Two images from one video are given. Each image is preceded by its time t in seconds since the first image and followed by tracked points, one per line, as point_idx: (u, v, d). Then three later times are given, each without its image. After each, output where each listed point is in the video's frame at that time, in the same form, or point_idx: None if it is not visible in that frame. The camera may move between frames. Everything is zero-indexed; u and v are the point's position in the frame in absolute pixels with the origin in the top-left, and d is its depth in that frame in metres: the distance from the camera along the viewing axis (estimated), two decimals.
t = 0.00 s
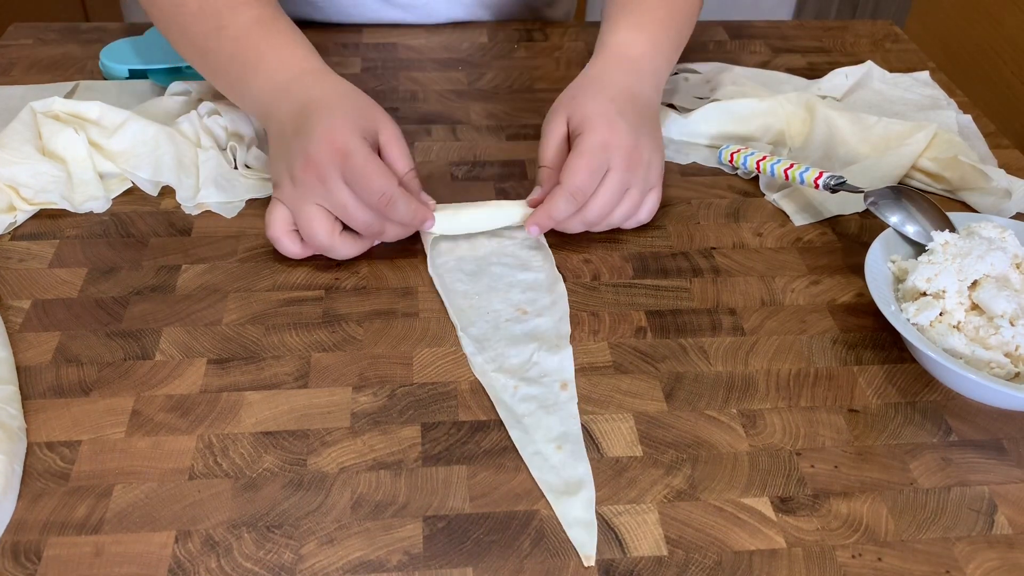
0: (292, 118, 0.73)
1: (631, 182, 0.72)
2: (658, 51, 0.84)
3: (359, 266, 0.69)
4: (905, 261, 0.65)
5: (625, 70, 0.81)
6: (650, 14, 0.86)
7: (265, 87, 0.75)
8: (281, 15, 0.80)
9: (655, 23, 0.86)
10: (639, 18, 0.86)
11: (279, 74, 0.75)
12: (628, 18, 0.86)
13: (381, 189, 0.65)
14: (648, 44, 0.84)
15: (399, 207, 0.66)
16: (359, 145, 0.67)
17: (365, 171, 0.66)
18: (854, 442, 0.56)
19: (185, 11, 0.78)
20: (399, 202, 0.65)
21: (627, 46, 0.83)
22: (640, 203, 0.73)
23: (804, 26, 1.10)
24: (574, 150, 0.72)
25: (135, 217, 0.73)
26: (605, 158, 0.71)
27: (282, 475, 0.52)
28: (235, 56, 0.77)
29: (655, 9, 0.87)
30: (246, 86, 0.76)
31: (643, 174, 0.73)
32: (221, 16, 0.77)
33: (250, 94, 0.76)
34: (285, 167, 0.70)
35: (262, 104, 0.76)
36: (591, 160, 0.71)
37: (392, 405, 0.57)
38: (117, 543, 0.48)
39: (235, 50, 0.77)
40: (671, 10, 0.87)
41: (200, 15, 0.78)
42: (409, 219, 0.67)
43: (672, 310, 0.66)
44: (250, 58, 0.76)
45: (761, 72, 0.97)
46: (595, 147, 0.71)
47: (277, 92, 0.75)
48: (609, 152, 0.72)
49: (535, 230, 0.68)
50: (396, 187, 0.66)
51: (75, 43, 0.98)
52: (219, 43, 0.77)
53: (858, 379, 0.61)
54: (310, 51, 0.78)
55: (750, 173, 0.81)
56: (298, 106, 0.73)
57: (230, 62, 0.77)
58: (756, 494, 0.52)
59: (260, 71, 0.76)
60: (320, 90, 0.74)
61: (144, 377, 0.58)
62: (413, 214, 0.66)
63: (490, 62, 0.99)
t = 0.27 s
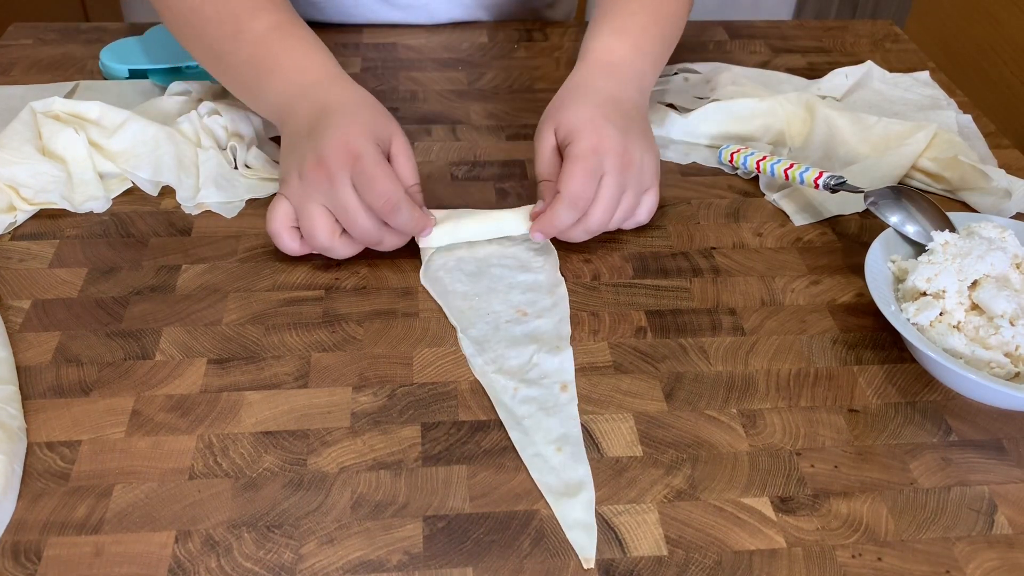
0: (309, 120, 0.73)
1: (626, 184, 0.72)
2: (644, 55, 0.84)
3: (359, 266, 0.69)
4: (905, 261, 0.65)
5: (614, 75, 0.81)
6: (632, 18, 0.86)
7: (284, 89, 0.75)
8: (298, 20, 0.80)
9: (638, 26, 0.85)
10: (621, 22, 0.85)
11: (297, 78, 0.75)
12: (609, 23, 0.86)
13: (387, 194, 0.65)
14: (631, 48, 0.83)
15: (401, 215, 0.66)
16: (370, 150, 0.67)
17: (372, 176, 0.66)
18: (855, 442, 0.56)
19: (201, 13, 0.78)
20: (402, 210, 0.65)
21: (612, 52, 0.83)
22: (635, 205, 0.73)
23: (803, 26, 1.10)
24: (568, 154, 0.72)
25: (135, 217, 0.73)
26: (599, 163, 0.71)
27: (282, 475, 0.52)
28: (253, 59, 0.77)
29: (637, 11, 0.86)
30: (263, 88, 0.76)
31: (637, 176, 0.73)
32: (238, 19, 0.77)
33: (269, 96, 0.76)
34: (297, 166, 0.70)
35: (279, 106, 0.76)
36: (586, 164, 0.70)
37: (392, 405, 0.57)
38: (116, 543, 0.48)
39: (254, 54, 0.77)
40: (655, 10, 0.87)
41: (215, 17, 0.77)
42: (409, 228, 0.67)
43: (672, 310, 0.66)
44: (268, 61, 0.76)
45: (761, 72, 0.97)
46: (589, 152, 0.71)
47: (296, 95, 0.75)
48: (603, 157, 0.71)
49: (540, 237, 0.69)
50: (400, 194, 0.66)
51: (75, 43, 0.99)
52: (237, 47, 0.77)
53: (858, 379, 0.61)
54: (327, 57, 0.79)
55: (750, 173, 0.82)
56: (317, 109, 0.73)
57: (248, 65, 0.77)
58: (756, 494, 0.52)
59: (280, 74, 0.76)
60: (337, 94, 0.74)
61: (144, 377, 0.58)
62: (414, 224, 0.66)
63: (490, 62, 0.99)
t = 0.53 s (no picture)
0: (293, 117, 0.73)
1: (625, 161, 0.72)
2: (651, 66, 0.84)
3: (359, 265, 0.69)
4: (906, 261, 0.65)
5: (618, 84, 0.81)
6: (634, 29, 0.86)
7: (269, 89, 0.75)
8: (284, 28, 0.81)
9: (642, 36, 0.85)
10: (624, 33, 0.85)
11: (282, 79, 0.76)
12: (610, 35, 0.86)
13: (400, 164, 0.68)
14: (634, 58, 0.83)
15: (413, 189, 0.68)
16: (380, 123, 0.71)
17: (386, 145, 0.68)
18: (854, 442, 0.56)
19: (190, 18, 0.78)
20: (415, 184, 0.68)
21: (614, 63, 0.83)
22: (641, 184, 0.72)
23: (803, 26, 1.10)
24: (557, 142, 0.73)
25: (135, 217, 0.73)
26: (591, 143, 0.71)
27: (282, 475, 0.52)
28: (239, 60, 0.77)
29: (638, 23, 0.86)
30: (248, 89, 0.76)
31: (636, 155, 0.73)
32: (226, 22, 0.78)
33: (258, 90, 0.76)
34: (286, 156, 0.70)
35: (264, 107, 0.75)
36: (574, 145, 0.71)
37: (392, 405, 0.57)
38: (116, 543, 0.48)
39: (241, 56, 0.77)
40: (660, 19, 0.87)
41: (204, 22, 0.78)
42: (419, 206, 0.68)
43: (672, 310, 0.66)
44: (253, 62, 0.76)
45: (762, 72, 0.97)
46: (577, 135, 0.72)
47: (281, 96, 0.75)
48: (592, 137, 0.72)
49: (534, 222, 0.72)
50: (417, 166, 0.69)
51: (75, 43, 0.99)
52: (224, 48, 0.77)
53: (858, 379, 0.61)
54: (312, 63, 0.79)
55: (750, 173, 0.82)
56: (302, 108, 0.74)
57: (233, 65, 0.77)
58: (756, 495, 0.52)
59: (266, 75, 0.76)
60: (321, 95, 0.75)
61: (144, 377, 0.58)
62: (424, 203, 0.68)
63: (490, 62, 0.99)
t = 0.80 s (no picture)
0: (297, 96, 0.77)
1: (592, 126, 0.76)
2: (646, 62, 0.86)
3: (360, 265, 0.69)
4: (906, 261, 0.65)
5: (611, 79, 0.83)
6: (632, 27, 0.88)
7: (275, 74, 0.78)
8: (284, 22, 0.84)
9: (637, 35, 0.87)
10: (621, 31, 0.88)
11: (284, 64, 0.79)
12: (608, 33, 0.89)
13: (432, 146, 0.74)
14: (628, 55, 0.86)
15: (445, 167, 0.73)
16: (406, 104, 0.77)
17: (416, 127, 0.75)
18: (854, 442, 0.56)
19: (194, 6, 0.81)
20: (444, 162, 0.73)
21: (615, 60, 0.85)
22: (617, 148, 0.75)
23: (803, 26, 1.10)
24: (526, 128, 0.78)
25: (135, 217, 0.73)
26: (556, 116, 0.77)
27: (281, 476, 0.52)
28: (242, 47, 0.79)
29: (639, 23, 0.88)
30: (252, 73, 0.78)
31: (616, 123, 0.77)
32: (230, 11, 0.81)
33: (253, 81, 0.78)
34: (310, 130, 0.74)
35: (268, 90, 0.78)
36: (542, 120, 0.76)
37: (392, 405, 0.57)
38: (116, 543, 0.48)
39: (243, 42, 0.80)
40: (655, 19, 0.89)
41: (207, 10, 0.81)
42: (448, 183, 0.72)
43: (672, 310, 0.66)
44: (257, 49, 0.80)
45: (762, 72, 0.97)
46: (543, 112, 0.77)
47: (284, 80, 0.78)
48: (581, 123, 0.76)
49: (512, 208, 0.70)
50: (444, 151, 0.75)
51: (74, 43, 0.99)
52: (227, 35, 0.80)
53: (858, 379, 0.61)
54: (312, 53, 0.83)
55: (750, 173, 0.82)
56: (309, 89, 0.78)
57: (229, 54, 0.79)
58: (756, 495, 0.52)
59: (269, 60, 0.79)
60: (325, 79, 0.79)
61: (143, 377, 0.58)
62: (454, 179, 0.72)
63: (490, 62, 0.99)
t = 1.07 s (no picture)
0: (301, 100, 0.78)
1: (582, 134, 0.76)
2: (646, 69, 0.86)
3: (360, 265, 0.69)
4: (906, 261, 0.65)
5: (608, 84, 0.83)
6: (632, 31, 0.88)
7: (285, 77, 0.78)
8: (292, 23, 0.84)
9: (638, 40, 0.87)
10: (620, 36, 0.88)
11: (293, 67, 0.79)
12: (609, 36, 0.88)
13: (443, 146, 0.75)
14: (624, 58, 0.86)
15: (457, 163, 0.74)
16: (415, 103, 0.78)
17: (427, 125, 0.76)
18: (854, 442, 0.56)
19: (202, 8, 0.80)
20: (455, 159, 0.74)
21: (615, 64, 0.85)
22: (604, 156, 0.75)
23: (803, 26, 1.10)
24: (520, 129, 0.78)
25: (135, 217, 0.73)
26: (549, 121, 0.77)
27: (281, 476, 0.52)
28: (249, 49, 0.79)
29: (639, 28, 0.88)
30: (259, 77, 0.78)
31: (604, 129, 0.77)
32: (239, 15, 0.81)
33: (257, 84, 0.79)
34: (324, 130, 0.75)
35: (277, 94, 0.78)
36: (534, 123, 0.77)
37: (392, 405, 0.57)
38: (116, 543, 0.48)
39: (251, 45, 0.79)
40: (655, 23, 0.88)
41: (216, 13, 0.80)
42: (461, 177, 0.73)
43: (672, 310, 0.66)
44: (265, 52, 0.79)
45: (762, 72, 0.97)
46: (535, 116, 0.77)
47: (293, 84, 0.78)
48: (571, 127, 0.76)
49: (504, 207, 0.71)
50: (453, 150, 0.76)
51: (74, 43, 0.99)
52: (237, 38, 0.80)
53: (858, 379, 0.61)
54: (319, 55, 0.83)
55: (750, 172, 0.82)
56: (318, 92, 0.78)
57: (232, 58, 0.80)
58: (756, 495, 0.52)
59: (277, 62, 0.79)
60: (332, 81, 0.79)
61: (143, 377, 0.58)
62: (465, 174, 0.73)
63: (490, 62, 0.99)
